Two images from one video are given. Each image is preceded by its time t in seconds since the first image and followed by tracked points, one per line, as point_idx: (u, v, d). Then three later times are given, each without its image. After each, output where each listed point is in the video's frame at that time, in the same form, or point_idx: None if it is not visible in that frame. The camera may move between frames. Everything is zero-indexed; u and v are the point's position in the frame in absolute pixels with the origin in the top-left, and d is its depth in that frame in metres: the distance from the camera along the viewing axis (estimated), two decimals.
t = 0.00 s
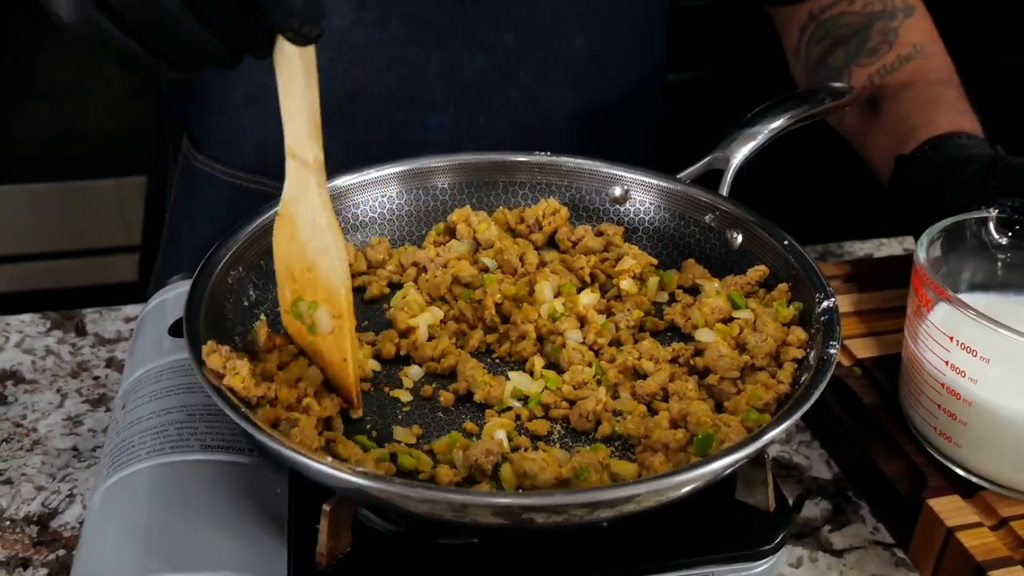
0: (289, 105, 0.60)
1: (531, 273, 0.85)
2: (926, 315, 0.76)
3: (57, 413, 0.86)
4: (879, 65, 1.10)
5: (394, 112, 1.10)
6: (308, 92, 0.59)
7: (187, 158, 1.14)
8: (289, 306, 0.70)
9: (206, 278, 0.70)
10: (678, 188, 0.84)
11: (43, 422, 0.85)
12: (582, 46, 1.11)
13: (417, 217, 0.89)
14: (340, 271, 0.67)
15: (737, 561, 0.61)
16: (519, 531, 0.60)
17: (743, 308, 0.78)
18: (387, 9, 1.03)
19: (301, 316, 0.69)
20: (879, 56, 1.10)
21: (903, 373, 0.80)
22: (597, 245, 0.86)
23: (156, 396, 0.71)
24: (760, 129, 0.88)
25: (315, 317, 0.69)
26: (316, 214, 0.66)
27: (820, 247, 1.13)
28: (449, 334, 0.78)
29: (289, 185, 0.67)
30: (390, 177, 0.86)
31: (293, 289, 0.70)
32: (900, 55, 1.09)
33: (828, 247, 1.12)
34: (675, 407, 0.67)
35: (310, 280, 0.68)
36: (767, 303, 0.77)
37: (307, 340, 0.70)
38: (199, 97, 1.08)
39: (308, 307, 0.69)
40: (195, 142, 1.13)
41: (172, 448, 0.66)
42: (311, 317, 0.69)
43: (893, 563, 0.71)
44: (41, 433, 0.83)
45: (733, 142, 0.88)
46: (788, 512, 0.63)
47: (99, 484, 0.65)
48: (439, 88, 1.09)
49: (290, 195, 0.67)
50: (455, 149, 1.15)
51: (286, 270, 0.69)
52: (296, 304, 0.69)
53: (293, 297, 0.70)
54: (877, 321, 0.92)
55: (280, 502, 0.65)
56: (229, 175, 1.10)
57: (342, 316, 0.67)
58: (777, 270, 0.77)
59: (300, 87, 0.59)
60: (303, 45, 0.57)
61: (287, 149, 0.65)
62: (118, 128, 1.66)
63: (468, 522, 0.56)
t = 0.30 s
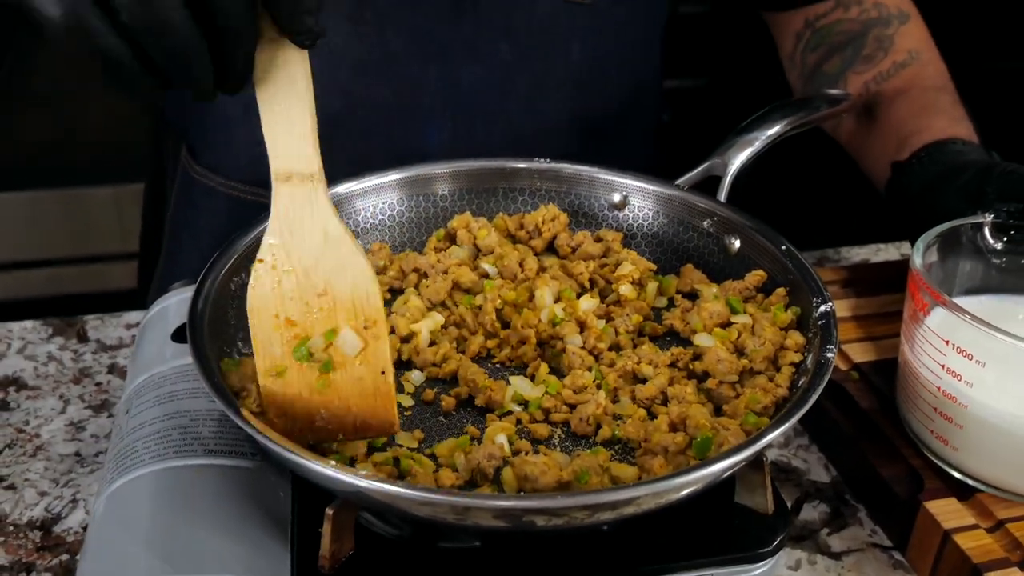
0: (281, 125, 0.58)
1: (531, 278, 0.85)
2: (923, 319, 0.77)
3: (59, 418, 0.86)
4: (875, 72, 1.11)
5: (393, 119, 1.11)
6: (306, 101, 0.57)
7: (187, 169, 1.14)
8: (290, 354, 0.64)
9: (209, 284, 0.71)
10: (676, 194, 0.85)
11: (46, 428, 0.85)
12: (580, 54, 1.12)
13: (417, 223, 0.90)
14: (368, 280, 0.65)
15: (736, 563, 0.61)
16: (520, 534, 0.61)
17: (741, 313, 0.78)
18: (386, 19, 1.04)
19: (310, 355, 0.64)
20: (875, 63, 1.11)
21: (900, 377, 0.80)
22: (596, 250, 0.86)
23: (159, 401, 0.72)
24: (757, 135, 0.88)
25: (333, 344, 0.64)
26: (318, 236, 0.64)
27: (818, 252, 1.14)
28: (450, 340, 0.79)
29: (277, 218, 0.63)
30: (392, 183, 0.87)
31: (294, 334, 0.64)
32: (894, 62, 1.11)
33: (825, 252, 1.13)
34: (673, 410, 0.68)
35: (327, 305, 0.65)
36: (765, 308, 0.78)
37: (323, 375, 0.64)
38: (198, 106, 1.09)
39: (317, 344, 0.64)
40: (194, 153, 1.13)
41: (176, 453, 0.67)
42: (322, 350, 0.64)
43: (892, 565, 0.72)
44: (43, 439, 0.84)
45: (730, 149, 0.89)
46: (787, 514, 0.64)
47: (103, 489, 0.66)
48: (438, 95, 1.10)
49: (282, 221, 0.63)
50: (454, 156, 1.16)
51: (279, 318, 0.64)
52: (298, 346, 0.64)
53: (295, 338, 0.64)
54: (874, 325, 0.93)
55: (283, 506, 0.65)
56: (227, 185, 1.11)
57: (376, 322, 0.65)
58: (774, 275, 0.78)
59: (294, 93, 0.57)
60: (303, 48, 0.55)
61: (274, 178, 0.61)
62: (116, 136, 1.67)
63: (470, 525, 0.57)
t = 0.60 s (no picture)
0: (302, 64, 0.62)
1: (529, 283, 0.86)
2: (919, 323, 0.77)
3: (59, 423, 0.87)
4: (869, 78, 1.11)
5: (391, 125, 1.12)
6: (326, 42, 0.61)
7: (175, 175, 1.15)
8: (297, 279, 0.70)
9: (209, 289, 0.72)
10: (673, 199, 0.86)
11: (45, 433, 0.85)
12: (576, 61, 1.13)
13: (416, 228, 0.90)
14: (372, 212, 0.70)
15: (733, 564, 0.61)
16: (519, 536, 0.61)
17: (737, 316, 0.79)
18: (382, 27, 1.05)
19: (316, 282, 0.70)
20: (870, 69, 1.11)
21: (896, 380, 0.81)
22: (594, 254, 0.87)
23: (160, 405, 0.72)
24: (753, 140, 0.89)
25: (336, 272, 0.71)
26: (329, 166, 0.68)
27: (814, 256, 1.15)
28: (449, 343, 0.80)
29: (292, 151, 0.67)
30: (390, 188, 0.88)
31: (303, 260, 0.70)
32: (889, 68, 1.11)
33: (821, 256, 1.13)
34: (671, 413, 0.68)
35: (334, 235, 0.71)
36: (761, 311, 0.78)
37: (327, 302, 0.70)
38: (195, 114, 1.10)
39: (322, 271, 0.70)
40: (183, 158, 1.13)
41: (176, 456, 0.67)
42: (327, 278, 0.70)
43: (888, 567, 0.72)
44: (43, 444, 0.84)
45: (726, 154, 0.90)
46: (784, 516, 0.64)
47: (103, 492, 0.66)
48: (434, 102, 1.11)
49: (296, 154, 0.67)
50: (450, 162, 1.16)
51: (289, 243, 0.70)
52: (306, 273, 0.70)
53: (304, 265, 0.70)
54: (870, 328, 0.94)
55: (283, 508, 0.65)
56: (219, 191, 1.12)
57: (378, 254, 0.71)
58: (770, 278, 0.79)
59: (316, 33, 0.61)
60: None
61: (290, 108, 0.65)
62: (111, 146, 1.68)
63: (470, 526, 0.57)
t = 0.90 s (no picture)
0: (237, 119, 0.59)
1: (524, 287, 0.86)
2: (910, 328, 0.78)
3: (56, 428, 0.87)
4: (859, 85, 1.13)
5: (387, 132, 1.13)
6: (263, 93, 0.58)
7: (168, 181, 1.15)
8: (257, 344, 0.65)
9: (205, 295, 0.72)
10: (666, 205, 0.87)
11: (43, 438, 0.86)
12: (569, 69, 1.14)
13: (412, 234, 0.91)
14: (327, 271, 0.66)
15: (726, 566, 0.62)
16: (514, 538, 0.62)
17: (730, 320, 0.80)
18: (376, 37, 1.06)
19: (274, 346, 0.65)
20: (859, 76, 1.13)
21: (888, 385, 0.82)
22: (588, 260, 0.88)
23: (157, 410, 0.73)
24: (745, 147, 0.90)
25: (295, 335, 0.66)
26: (279, 224, 0.64)
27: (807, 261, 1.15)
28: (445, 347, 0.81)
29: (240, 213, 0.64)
30: (386, 195, 0.88)
31: (261, 323, 0.66)
32: (879, 75, 1.12)
33: (814, 262, 1.14)
34: (663, 416, 0.69)
35: (289, 296, 0.66)
36: (753, 315, 0.79)
37: (289, 365, 0.65)
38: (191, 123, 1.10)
39: (281, 334, 0.65)
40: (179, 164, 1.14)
41: (173, 461, 0.68)
42: (286, 341, 0.65)
43: (881, 569, 0.73)
44: (41, 449, 0.84)
45: (718, 160, 0.90)
46: (776, 518, 0.65)
47: (101, 497, 0.66)
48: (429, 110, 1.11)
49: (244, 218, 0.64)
50: (446, 169, 1.17)
51: (245, 308, 0.65)
52: (264, 337, 0.65)
53: (260, 329, 0.66)
54: (863, 333, 0.95)
55: (280, 512, 0.66)
56: (207, 195, 1.12)
57: (338, 314, 0.66)
58: (761, 283, 0.80)
59: (251, 88, 0.58)
60: (257, 38, 0.56)
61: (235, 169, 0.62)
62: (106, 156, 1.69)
63: (465, 529, 0.58)
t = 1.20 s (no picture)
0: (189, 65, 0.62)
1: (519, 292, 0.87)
2: (902, 329, 0.79)
3: (54, 433, 0.87)
4: (856, 70, 1.15)
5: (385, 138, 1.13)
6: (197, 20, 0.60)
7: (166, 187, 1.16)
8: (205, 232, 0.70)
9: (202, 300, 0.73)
10: (660, 209, 0.87)
11: (40, 442, 0.86)
12: (566, 77, 1.15)
13: (408, 239, 0.92)
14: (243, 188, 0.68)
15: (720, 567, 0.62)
16: (509, 540, 0.62)
17: (723, 323, 0.80)
18: (375, 45, 1.07)
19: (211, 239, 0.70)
20: (857, 62, 1.15)
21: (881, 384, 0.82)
22: (583, 264, 0.88)
23: (154, 414, 0.73)
24: (739, 151, 0.90)
25: (222, 233, 0.70)
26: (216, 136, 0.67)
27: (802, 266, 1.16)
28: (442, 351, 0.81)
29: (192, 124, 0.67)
30: (382, 200, 0.89)
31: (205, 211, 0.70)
32: (877, 61, 1.14)
33: (809, 266, 1.15)
34: (657, 418, 0.69)
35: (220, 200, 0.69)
36: (747, 319, 0.80)
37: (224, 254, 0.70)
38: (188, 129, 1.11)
39: (216, 228, 0.70)
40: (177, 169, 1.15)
41: (169, 464, 0.68)
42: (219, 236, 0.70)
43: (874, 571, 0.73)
44: (38, 453, 0.85)
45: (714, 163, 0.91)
46: (769, 521, 0.65)
47: (98, 500, 0.67)
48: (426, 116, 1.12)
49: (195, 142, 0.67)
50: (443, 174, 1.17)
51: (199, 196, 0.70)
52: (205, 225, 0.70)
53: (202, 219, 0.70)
54: (858, 337, 0.95)
55: (276, 514, 0.66)
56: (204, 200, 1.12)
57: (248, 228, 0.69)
58: (755, 286, 0.80)
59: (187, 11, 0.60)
60: None
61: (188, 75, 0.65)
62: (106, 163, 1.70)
63: (460, 530, 0.58)
